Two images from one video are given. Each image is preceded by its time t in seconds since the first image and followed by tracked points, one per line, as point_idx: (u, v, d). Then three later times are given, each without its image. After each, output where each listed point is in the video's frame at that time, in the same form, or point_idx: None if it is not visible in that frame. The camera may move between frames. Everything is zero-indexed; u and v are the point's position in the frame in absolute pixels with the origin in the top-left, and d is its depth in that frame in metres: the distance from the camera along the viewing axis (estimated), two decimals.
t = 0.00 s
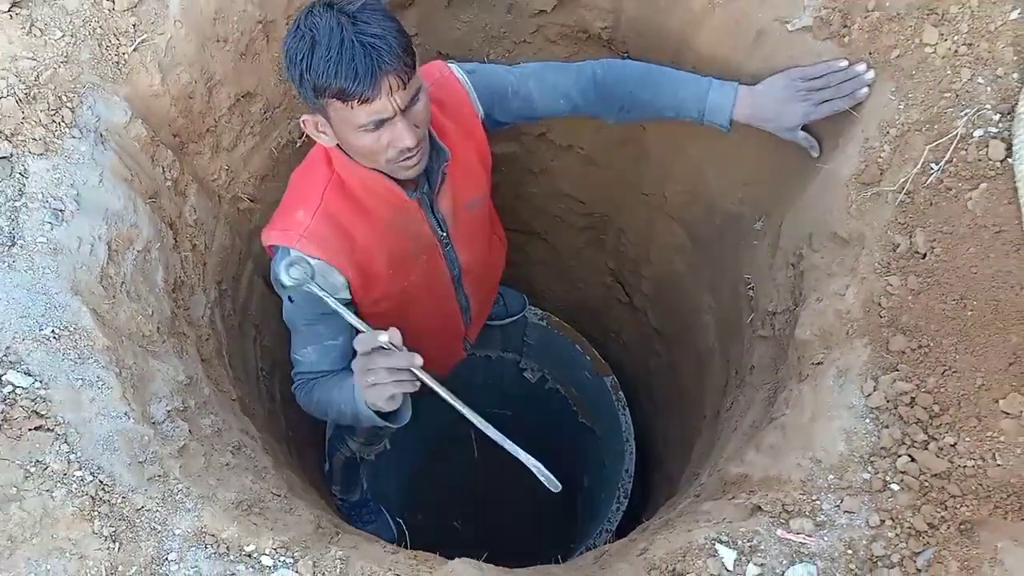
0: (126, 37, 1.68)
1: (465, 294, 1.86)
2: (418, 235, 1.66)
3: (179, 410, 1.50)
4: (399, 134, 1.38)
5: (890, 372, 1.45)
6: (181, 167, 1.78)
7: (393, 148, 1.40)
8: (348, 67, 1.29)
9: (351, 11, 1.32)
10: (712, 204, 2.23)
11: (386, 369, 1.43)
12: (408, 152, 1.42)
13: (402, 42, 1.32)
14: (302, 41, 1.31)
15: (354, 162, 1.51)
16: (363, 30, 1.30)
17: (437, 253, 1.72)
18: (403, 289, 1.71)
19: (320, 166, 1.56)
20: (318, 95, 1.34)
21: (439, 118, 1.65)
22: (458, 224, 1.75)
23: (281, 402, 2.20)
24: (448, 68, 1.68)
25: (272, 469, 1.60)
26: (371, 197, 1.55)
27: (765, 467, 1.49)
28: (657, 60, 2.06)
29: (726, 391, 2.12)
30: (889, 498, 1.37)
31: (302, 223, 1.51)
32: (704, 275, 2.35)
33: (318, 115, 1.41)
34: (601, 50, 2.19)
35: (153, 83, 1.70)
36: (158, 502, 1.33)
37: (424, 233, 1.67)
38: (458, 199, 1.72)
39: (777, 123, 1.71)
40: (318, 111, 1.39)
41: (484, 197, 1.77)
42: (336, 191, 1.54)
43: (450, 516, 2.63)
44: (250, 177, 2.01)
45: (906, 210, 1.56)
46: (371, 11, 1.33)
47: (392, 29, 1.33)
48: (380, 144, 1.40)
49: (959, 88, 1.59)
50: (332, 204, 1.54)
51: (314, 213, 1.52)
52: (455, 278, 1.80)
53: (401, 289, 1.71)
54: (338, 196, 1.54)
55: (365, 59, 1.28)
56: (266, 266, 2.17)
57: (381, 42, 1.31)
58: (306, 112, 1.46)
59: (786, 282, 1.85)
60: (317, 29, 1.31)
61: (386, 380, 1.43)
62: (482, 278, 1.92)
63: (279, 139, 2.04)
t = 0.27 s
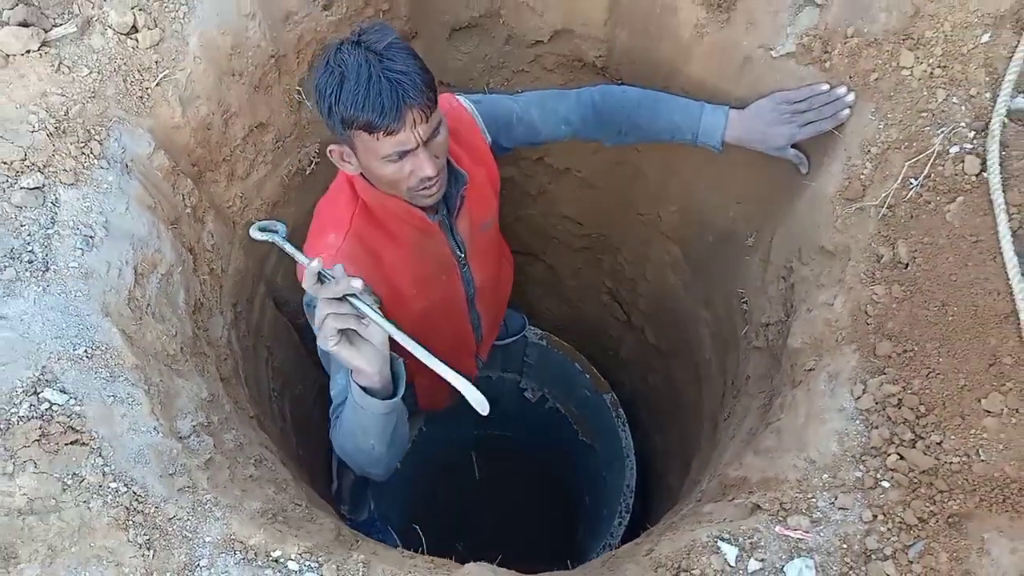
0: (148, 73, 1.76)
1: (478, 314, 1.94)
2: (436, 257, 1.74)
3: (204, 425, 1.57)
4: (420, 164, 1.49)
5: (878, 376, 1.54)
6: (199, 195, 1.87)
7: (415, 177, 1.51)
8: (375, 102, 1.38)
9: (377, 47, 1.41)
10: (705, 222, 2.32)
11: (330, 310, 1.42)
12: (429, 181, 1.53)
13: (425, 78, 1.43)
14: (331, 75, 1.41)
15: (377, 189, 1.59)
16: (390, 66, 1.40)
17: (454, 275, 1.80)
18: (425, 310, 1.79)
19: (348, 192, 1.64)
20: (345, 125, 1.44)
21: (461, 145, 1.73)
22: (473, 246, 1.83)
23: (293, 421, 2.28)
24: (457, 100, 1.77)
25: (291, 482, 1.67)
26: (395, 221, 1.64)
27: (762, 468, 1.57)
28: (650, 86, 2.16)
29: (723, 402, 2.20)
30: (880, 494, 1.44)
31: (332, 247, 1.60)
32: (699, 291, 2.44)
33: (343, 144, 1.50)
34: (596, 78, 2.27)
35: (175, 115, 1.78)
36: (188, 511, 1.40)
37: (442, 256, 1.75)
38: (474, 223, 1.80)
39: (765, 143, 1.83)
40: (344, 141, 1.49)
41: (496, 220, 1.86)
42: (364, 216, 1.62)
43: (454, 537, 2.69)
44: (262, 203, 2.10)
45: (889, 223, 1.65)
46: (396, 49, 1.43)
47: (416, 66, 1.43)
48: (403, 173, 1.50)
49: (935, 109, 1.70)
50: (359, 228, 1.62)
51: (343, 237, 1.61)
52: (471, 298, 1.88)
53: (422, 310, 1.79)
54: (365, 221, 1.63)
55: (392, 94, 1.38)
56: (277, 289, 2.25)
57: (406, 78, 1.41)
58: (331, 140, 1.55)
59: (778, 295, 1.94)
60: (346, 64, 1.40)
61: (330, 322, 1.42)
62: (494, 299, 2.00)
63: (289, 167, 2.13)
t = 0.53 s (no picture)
0: (164, 99, 1.81)
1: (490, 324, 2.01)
2: (462, 266, 1.81)
3: (222, 440, 1.60)
4: (440, 179, 1.55)
5: (879, 381, 1.58)
6: (212, 218, 1.91)
7: (436, 193, 1.57)
8: (395, 118, 1.46)
9: (394, 69, 1.50)
10: (705, 238, 2.37)
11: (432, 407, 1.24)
12: (449, 196, 1.59)
13: (441, 94, 1.50)
14: (352, 98, 1.50)
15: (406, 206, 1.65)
16: (407, 85, 1.48)
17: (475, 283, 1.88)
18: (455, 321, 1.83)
19: (376, 210, 1.68)
20: (367, 146, 1.52)
21: (483, 158, 1.82)
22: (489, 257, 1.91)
23: (302, 440, 2.31)
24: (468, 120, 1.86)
25: (307, 496, 1.70)
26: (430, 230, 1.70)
27: (769, 474, 1.61)
28: (648, 106, 2.22)
29: (726, 413, 2.24)
30: (885, 496, 1.48)
31: (377, 259, 1.62)
32: (699, 305, 2.48)
33: (366, 166, 1.59)
34: (595, 98, 2.32)
35: (190, 139, 1.83)
36: (211, 524, 1.43)
37: (467, 264, 1.82)
38: (490, 233, 1.89)
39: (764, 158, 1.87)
40: (367, 162, 1.57)
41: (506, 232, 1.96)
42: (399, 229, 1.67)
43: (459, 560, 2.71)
44: (271, 225, 2.14)
45: (885, 234, 1.71)
46: (411, 69, 1.52)
47: (432, 84, 1.51)
48: (424, 189, 1.56)
49: (926, 123, 1.76)
50: (398, 240, 1.66)
51: (384, 249, 1.64)
52: (485, 308, 1.95)
53: (453, 321, 1.82)
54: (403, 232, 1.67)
55: (410, 110, 1.46)
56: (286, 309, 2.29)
57: (422, 94, 1.49)
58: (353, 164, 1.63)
59: (778, 306, 1.98)
60: (365, 87, 1.49)
61: (433, 417, 1.23)
62: (501, 310, 2.07)
63: (298, 190, 2.18)
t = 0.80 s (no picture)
0: (163, 113, 1.83)
1: (493, 339, 2.03)
2: (463, 284, 1.83)
3: (222, 451, 1.61)
4: (449, 193, 1.58)
5: (874, 382, 1.60)
6: (210, 231, 1.93)
7: (445, 207, 1.60)
8: (405, 131, 1.50)
9: (403, 85, 1.54)
10: (699, 247, 2.39)
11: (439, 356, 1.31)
12: (458, 211, 1.62)
13: (449, 109, 1.54)
14: (361, 115, 1.54)
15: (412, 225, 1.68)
16: (416, 100, 1.52)
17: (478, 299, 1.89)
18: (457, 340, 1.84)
19: (379, 233, 1.71)
20: (377, 161, 1.55)
21: (487, 176, 1.83)
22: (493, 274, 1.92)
23: (300, 453, 2.31)
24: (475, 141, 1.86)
25: (308, 505, 1.71)
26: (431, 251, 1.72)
27: (767, 476, 1.62)
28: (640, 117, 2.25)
29: (723, 420, 2.25)
30: (882, 495, 1.49)
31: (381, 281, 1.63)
32: (694, 314, 2.51)
33: (375, 181, 1.62)
34: (588, 110, 2.35)
35: (188, 153, 1.84)
36: (214, 532, 1.43)
37: (469, 282, 1.84)
38: (494, 251, 1.90)
39: (756, 166, 1.90)
40: (376, 178, 1.60)
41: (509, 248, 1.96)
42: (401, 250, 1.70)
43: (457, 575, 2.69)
44: (269, 238, 2.16)
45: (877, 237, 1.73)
46: (420, 85, 1.55)
47: (440, 99, 1.55)
48: (433, 203, 1.59)
49: (914, 128, 1.79)
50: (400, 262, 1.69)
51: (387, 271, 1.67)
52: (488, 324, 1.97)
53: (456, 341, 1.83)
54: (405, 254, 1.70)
55: (420, 124, 1.50)
56: (283, 323, 2.30)
57: (432, 109, 1.52)
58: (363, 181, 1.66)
59: (772, 312, 2.01)
60: (374, 103, 1.53)
61: (438, 369, 1.31)
62: (503, 325, 2.09)
63: (295, 204, 2.19)
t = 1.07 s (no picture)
0: (160, 122, 1.83)
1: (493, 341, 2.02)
2: (468, 282, 1.81)
3: (219, 459, 1.60)
4: (445, 197, 1.58)
5: (872, 386, 1.60)
6: (207, 240, 1.93)
7: (441, 212, 1.59)
8: (401, 135, 1.51)
9: (400, 90, 1.55)
10: (694, 254, 2.40)
11: (530, 495, 1.22)
12: (454, 215, 1.61)
13: (446, 115, 1.55)
14: (357, 119, 1.54)
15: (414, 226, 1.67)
16: (413, 105, 1.53)
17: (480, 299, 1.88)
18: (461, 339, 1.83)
19: (381, 231, 1.70)
20: (373, 165, 1.55)
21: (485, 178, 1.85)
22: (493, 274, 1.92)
23: (297, 463, 2.30)
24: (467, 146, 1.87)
25: (306, 514, 1.70)
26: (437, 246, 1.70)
27: (766, 481, 1.61)
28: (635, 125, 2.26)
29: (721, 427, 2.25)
30: (881, 498, 1.49)
31: (385, 275, 1.63)
32: (691, 321, 2.51)
33: (370, 186, 1.62)
34: (584, 118, 2.36)
35: (185, 162, 1.83)
36: (211, 540, 1.42)
37: (472, 281, 1.83)
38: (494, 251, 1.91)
39: (751, 172, 1.89)
40: (372, 183, 1.60)
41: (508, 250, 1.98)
42: (406, 245, 1.67)
43: None
44: (265, 248, 2.15)
45: (873, 241, 1.73)
46: (417, 91, 1.57)
47: (436, 105, 1.56)
48: (428, 207, 1.59)
49: (908, 133, 1.80)
50: (405, 258, 1.67)
51: (393, 265, 1.65)
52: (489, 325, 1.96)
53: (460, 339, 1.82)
54: (410, 249, 1.67)
55: (416, 129, 1.51)
56: (279, 332, 2.30)
57: (429, 115, 1.53)
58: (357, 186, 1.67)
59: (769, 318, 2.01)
60: (370, 107, 1.54)
61: (536, 525, 1.21)
62: (503, 328, 2.09)
63: (291, 213, 2.19)
